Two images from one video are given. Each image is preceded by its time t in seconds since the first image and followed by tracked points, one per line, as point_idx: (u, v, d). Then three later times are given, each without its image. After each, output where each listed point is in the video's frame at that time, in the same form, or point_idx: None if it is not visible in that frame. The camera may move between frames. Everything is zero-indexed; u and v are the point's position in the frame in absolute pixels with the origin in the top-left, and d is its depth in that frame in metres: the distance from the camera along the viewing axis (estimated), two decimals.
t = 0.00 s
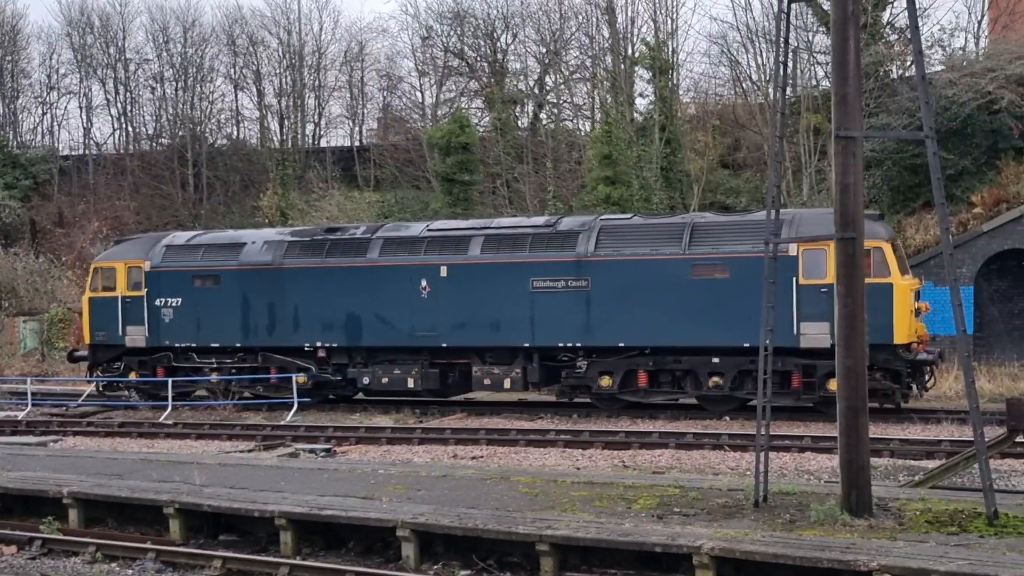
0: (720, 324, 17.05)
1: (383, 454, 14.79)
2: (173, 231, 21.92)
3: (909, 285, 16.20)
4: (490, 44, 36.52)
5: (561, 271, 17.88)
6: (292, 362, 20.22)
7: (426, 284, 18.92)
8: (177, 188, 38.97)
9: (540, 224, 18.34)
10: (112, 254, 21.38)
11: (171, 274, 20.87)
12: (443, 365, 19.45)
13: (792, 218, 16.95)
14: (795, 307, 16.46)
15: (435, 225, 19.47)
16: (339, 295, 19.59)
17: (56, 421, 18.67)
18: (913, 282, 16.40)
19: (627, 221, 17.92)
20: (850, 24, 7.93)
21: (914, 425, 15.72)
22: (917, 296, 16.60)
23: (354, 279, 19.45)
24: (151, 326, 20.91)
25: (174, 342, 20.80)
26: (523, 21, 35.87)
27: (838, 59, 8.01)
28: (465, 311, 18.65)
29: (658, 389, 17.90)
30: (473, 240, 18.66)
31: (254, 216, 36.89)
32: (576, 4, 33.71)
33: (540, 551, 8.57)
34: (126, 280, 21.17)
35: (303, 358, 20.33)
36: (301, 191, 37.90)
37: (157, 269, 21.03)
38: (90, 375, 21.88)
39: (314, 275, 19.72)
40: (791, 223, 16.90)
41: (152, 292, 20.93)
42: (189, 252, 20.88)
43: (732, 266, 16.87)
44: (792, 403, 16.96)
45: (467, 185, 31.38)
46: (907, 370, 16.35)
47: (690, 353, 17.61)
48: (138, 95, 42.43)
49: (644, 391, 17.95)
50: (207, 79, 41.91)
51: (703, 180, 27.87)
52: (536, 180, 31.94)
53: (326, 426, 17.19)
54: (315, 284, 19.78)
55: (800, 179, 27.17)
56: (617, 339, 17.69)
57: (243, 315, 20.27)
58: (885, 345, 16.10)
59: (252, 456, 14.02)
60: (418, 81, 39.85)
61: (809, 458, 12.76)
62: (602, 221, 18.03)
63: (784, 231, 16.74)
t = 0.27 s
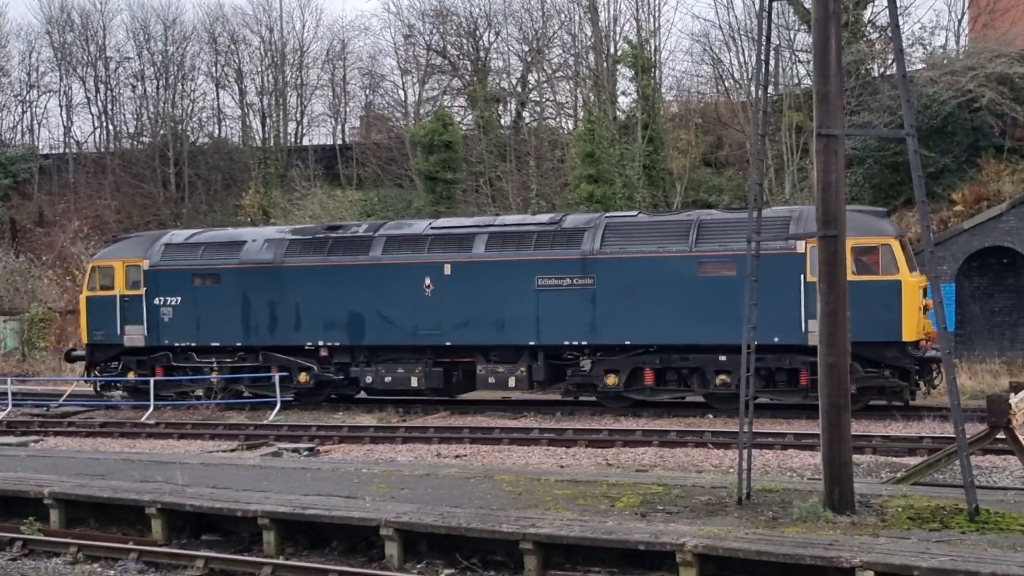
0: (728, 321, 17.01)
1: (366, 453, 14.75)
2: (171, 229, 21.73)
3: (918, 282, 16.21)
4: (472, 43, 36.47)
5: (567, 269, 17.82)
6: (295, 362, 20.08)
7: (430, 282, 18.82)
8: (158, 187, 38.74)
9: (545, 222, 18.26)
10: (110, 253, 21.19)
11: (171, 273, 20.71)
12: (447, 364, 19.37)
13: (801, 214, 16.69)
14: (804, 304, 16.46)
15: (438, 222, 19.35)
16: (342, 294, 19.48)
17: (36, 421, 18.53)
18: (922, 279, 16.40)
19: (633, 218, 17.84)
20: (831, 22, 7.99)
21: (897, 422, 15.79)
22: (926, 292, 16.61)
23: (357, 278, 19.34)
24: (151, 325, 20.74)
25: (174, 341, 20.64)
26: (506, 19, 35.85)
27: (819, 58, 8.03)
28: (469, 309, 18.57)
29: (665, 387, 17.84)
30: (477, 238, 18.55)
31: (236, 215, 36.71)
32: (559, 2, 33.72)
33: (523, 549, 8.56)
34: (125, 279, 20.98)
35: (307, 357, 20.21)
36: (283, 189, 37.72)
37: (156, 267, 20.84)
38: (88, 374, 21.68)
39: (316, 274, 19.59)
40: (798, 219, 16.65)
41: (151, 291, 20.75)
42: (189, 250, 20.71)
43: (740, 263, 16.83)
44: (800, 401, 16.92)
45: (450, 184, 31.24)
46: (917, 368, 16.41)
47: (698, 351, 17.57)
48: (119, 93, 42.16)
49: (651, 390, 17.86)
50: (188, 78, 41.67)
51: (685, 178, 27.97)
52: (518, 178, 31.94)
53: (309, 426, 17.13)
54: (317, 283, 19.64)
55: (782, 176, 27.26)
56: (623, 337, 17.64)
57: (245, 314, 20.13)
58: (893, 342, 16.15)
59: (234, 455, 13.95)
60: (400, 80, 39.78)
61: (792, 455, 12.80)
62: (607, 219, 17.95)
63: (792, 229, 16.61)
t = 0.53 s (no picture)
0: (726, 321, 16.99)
1: (341, 453, 14.68)
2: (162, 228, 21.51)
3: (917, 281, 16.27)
4: (447, 42, 36.41)
5: (563, 268, 17.78)
6: (287, 362, 19.90)
7: (425, 281, 18.70)
8: (131, 186, 38.40)
9: (541, 221, 18.21)
10: (100, 252, 20.96)
11: (161, 273, 20.50)
12: (442, 363, 19.26)
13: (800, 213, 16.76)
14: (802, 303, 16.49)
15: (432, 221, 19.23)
16: (335, 293, 19.32)
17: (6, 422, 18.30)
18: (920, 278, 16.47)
19: (630, 217, 17.80)
20: (803, 23, 8.02)
21: (870, 420, 15.91)
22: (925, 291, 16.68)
23: (350, 277, 19.17)
24: (141, 325, 20.52)
25: (165, 341, 20.43)
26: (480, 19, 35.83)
27: (791, 57, 8.06)
28: (465, 308, 18.47)
29: (662, 386, 17.82)
30: (473, 236, 18.46)
31: (210, 215, 36.47)
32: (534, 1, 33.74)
33: (498, 549, 8.54)
34: (114, 278, 20.75)
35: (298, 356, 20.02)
36: (257, 188, 37.50)
37: (146, 267, 20.61)
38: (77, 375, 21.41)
39: (309, 273, 19.44)
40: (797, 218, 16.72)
41: (142, 290, 20.52)
42: (180, 249, 20.52)
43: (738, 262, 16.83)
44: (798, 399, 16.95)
45: (425, 182, 31.06)
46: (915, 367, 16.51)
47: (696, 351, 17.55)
48: (90, 92, 41.76)
49: (649, 389, 17.85)
50: (161, 76, 41.34)
51: (659, 178, 28.07)
52: (493, 177, 31.92)
53: (283, 426, 17.02)
54: (310, 282, 19.48)
55: (756, 176, 27.38)
56: (621, 336, 17.60)
57: (237, 314, 19.94)
58: (893, 341, 16.19)
59: (208, 456, 13.83)
60: (375, 79, 39.68)
61: (766, 454, 12.86)
62: (604, 217, 17.90)
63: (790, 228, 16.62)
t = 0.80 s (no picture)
0: (722, 320, 16.95)
1: (314, 454, 14.59)
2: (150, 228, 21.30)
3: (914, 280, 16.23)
4: (420, 42, 36.30)
5: (558, 268, 17.72)
6: (278, 362, 19.75)
7: (418, 281, 18.61)
8: (103, 187, 38.03)
9: (536, 220, 18.16)
10: (87, 252, 20.74)
11: (150, 273, 20.30)
12: (435, 363, 19.15)
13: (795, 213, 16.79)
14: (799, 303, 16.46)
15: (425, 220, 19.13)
16: (327, 293, 19.20)
17: None
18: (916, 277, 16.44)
19: (625, 216, 17.75)
20: (775, 23, 8.03)
21: (842, 419, 16.02)
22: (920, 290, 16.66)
23: (342, 277, 19.06)
24: (129, 326, 20.32)
25: (154, 342, 20.24)
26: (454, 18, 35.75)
27: (763, 58, 8.09)
28: (459, 308, 18.40)
29: (657, 386, 17.79)
30: (467, 236, 18.37)
31: (182, 215, 36.22)
32: (508, 2, 33.72)
33: (473, 549, 8.51)
34: (101, 279, 20.53)
35: (290, 357, 19.88)
36: (230, 189, 37.23)
37: (135, 267, 20.40)
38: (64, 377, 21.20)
39: (301, 273, 19.31)
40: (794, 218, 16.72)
41: (131, 290, 20.31)
42: (169, 249, 20.32)
43: (734, 261, 16.82)
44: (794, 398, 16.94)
45: (398, 183, 31.01)
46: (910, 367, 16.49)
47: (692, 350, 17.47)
48: (60, 92, 41.32)
49: (644, 389, 17.81)
50: (132, 76, 40.93)
51: (632, 178, 28.14)
52: (467, 178, 31.88)
53: (257, 427, 16.90)
54: (301, 282, 19.35)
55: (729, 176, 27.51)
56: (616, 336, 17.54)
57: (228, 315, 19.79)
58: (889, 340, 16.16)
59: (180, 458, 13.70)
60: (348, 78, 39.52)
61: (739, 453, 12.91)
62: (598, 217, 17.86)
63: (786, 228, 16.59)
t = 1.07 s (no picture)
0: (730, 322, 16.98)
1: (300, 457, 14.55)
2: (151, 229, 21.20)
3: (922, 282, 16.24)
4: (406, 44, 36.26)
5: (564, 270, 17.71)
6: (281, 365, 19.66)
7: (423, 283, 18.57)
8: (88, 188, 37.84)
9: (542, 222, 18.15)
10: (87, 254, 20.66)
11: (151, 275, 20.20)
12: (440, 366, 19.06)
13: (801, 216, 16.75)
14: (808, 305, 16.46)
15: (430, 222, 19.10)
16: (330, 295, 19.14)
17: None
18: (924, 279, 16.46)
19: (630, 218, 17.73)
20: (762, 27, 8.05)
21: (828, 422, 16.08)
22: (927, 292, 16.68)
23: (346, 279, 19.00)
24: (130, 328, 20.24)
25: (155, 345, 20.15)
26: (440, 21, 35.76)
27: (749, 62, 8.11)
28: (464, 310, 18.35)
29: (665, 389, 17.74)
30: (473, 238, 18.35)
31: (168, 218, 36.10)
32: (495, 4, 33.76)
33: (458, 552, 8.49)
34: (102, 281, 20.43)
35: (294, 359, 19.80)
36: (216, 191, 37.13)
37: (135, 269, 20.32)
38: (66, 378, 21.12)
39: (305, 275, 19.23)
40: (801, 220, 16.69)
41: (132, 293, 20.23)
42: (170, 251, 20.22)
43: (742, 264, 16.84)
44: (801, 401, 16.91)
45: (385, 185, 31.21)
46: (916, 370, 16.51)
47: (698, 353, 17.45)
48: (45, 93, 41.13)
49: (651, 392, 17.74)
50: (117, 78, 40.76)
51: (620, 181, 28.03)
52: (453, 180, 31.87)
53: (243, 430, 16.83)
54: (305, 284, 19.27)
55: (715, 179, 27.59)
56: (623, 338, 17.53)
57: (230, 317, 19.69)
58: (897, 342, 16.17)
59: (165, 461, 13.63)
60: (334, 80, 39.50)
61: (725, 455, 12.93)
62: (604, 219, 17.86)
63: (795, 230, 16.62)
